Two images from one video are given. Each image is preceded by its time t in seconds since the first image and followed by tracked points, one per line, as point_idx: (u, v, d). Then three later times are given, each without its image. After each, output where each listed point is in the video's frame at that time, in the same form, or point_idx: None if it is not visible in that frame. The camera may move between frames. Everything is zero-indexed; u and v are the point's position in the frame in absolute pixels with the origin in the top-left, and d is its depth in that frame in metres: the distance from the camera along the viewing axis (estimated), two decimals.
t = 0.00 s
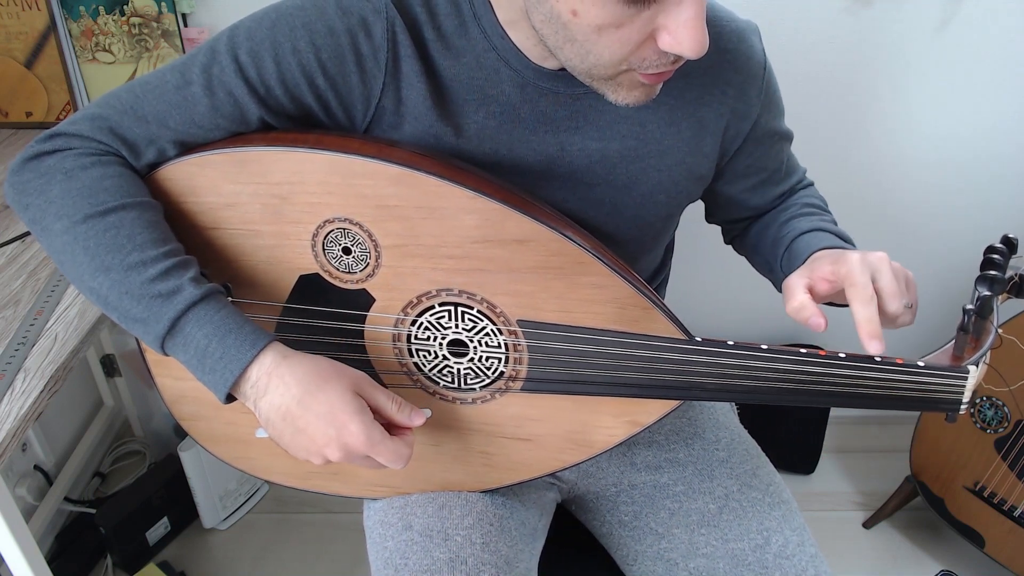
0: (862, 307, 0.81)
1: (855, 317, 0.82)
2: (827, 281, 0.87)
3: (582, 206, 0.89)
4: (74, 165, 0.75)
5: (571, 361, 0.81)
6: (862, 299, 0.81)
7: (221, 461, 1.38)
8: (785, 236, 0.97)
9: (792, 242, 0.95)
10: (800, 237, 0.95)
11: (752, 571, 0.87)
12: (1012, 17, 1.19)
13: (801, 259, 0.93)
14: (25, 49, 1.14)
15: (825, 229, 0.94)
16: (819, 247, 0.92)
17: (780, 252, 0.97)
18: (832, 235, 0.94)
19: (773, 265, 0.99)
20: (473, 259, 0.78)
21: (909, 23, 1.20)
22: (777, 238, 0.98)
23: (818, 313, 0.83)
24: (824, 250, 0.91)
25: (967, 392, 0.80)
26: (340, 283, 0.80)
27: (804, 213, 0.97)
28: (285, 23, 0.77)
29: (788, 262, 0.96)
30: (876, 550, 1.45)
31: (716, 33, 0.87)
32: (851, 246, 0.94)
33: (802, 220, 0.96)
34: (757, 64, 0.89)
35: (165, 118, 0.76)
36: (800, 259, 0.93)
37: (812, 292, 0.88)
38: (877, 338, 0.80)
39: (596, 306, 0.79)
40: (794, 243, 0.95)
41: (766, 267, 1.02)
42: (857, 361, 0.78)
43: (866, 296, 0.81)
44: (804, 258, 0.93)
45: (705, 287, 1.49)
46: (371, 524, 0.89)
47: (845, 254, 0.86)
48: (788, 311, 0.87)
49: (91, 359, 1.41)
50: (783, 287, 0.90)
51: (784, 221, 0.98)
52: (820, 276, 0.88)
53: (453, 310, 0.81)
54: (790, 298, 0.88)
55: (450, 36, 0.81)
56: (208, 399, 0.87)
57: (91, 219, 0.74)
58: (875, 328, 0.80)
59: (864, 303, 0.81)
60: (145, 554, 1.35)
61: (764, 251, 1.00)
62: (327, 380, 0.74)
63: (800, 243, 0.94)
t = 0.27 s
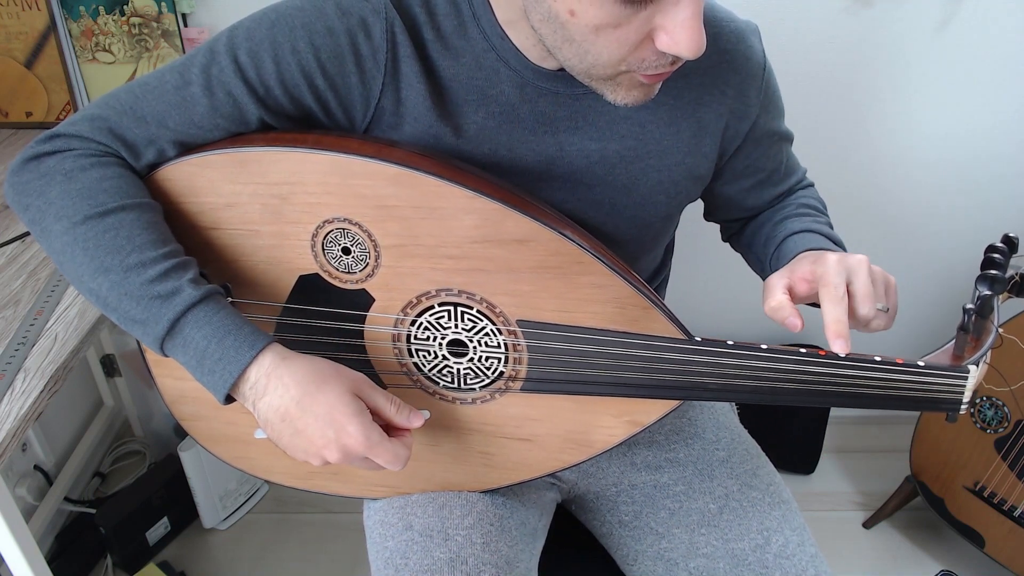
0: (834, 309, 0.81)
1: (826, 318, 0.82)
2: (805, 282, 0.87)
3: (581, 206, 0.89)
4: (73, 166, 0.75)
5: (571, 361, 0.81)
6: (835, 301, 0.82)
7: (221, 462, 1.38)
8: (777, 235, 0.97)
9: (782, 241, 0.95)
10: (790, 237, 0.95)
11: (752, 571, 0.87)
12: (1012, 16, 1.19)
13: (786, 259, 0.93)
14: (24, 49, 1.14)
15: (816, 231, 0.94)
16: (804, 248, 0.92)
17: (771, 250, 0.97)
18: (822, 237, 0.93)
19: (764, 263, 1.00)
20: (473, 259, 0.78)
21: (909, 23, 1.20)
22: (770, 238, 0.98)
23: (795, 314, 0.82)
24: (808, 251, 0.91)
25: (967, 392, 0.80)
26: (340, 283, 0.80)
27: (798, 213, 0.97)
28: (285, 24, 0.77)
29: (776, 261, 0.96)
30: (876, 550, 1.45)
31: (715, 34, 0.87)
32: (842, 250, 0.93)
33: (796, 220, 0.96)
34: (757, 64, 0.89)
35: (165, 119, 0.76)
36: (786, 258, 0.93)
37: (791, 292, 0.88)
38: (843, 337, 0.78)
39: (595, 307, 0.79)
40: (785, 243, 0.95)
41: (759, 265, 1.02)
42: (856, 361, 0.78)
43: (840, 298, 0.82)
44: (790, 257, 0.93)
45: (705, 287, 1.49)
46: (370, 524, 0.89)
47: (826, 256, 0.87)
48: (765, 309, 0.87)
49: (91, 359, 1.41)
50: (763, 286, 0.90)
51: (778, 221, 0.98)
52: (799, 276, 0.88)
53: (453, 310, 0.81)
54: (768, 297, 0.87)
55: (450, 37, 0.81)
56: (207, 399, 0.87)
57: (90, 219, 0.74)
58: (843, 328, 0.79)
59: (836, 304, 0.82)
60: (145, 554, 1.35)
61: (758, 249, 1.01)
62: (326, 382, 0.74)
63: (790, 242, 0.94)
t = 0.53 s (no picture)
0: (833, 308, 0.81)
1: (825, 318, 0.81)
2: (804, 280, 0.88)
3: (581, 206, 0.89)
4: (72, 167, 0.75)
5: (570, 362, 0.81)
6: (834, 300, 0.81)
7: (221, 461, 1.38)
8: (776, 235, 0.97)
9: (781, 241, 0.95)
10: (789, 236, 0.95)
11: (752, 571, 0.87)
12: (1011, 16, 1.19)
13: (785, 257, 0.94)
14: (24, 49, 1.14)
15: (815, 230, 0.94)
16: (803, 247, 0.92)
17: (769, 250, 0.97)
18: (821, 236, 0.93)
19: (763, 263, 1.00)
20: (472, 259, 0.78)
21: (908, 22, 1.20)
22: (769, 237, 0.98)
23: (794, 313, 0.82)
24: (807, 249, 0.91)
25: (966, 393, 0.80)
26: (339, 283, 0.80)
27: (798, 213, 0.97)
28: (284, 24, 0.77)
29: (775, 261, 0.96)
30: (876, 550, 1.45)
31: (714, 33, 0.87)
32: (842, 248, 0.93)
33: (795, 219, 0.96)
34: (756, 64, 0.89)
35: (164, 119, 0.76)
36: (785, 257, 0.94)
37: (790, 290, 0.88)
38: (842, 338, 0.78)
39: (595, 307, 0.79)
40: (783, 242, 0.95)
41: (757, 264, 1.02)
42: (856, 362, 0.78)
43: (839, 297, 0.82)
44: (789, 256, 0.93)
45: (705, 287, 1.49)
46: (370, 524, 0.89)
47: (825, 254, 0.87)
48: (764, 308, 0.86)
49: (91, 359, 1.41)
50: (762, 284, 0.90)
51: (777, 220, 0.98)
52: (798, 274, 0.88)
53: (452, 311, 0.81)
54: (767, 295, 0.87)
55: (449, 37, 0.81)
56: (207, 399, 0.87)
57: (89, 220, 0.74)
58: (842, 329, 0.78)
59: (835, 304, 0.81)
60: (145, 554, 1.35)
61: (757, 248, 1.01)
62: (325, 383, 0.74)
63: (788, 241, 0.94)
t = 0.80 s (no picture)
0: (832, 305, 0.81)
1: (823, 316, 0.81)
2: (804, 278, 0.88)
3: (580, 206, 0.89)
4: (71, 168, 0.76)
5: (569, 362, 0.81)
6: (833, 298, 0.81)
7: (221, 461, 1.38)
8: (775, 234, 0.97)
9: (780, 240, 0.96)
10: (787, 236, 0.95)
11: (752, 571, 0.87)
12: (1011, 16, 1.19)
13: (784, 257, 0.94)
14: (24, 49, 1.14)
15: (814, 229, 0.94)
16: (801, 246, 0.92)
17: (768, 249, 0.97)
18: (820, 235, 0.93)
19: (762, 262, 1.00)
20: (471, 259, 0.78)
21: (908, 22, 1.20)
22: (768, 236, 0.98)
23: (792, 310, 0.82)
24: (806, 249, 0.91)
25: (965, 394, 0.80)
26: (338, 283, 0.80)
27: (797, 212, 0.97)
28: (282, 24, 0.77)
29: (774, 260, 0.96)
30: (876, 550, 1.45)
31: (713, 33, 0.87)
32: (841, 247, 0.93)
33: (794, 218, 0.96)
34: (755, 64, 0.89)
35: (163, 120, 0.76)
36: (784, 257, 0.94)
37: (789, 288, 0.88)
38: (841, 336, 0.77)
39: (593, 308, 0.79)
40: (782, 241, 0.95)
41: (757, 263, 1.02)
42: (855, 362, 0.78)
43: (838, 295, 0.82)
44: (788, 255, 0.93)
45: (705, 287, 1.49)
46: (370, 524, 0.89)
47: (825, 252, 0.87)
48: (762, 304, 0.86)
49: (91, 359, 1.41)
50: (761, 281, 0.90)
51: (777, 220, 0.98)
52: (797, 272, 0.88)
53: (452, 311, 0.81)
54: (766, 292, 0.87)
55: (448, 37, 0.81)
56: (206, 399, 0.87)
57: (88, 222, 0.74)
58: (842, 327, 0.78)
59: (835, 302, 0.81)
60: (145, 554, 1.35)
61: (756, 248, 1.01)
62: (324, 384, 0.74)
63: (787, 240, 0.94)
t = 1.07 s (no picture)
0: (832, 307, 0.80)
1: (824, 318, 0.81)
2: (803, 280, 0.87)
3: (580, 207, 0.89)
4: (71, 168, 0.76)
5: (569, 363, 0.81)
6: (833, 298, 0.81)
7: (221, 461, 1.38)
8: (775, 234, 0.97)
9: (780, 240, 0.95)
10: (787, 236, 0.95)
11: (752, 571, 0.87)
12: (1011, 16, 1.19)
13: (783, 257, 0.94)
14: (24, 48, 1.14)
15: (814, 229, 0.94)
16: (801, 246, 0.92)
17: (768, 248, 0.97)
18: (819, 235, 0.93)
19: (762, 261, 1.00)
20: (471, 260, 0.78)
21: (908, 22, 1.20)
22: (767, 236, 0.98)
23: (792, 314, 0.82)
24: (806, 249, 0.91)
25: (965, 395, 0.80)
26: (338, 284, 0.80)
27: (797, 212, 0.97)
28: (282, 24, 0.77)
29: (773, 260, 0.96)
30: (876, 550, 1.45)
31: (713, 33, 0.87)
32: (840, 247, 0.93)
33: (794, 218, 0.96)
34: (755, 64, 0.89)
35: (162, 120, 0.76)
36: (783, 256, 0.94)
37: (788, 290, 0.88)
38: (842, 339, 0.77)
39: (593, 308, 0.79)
40: (781, 240, 0.95)
41: (756, 263, 1.02)
42: (855, 363, 0.78)
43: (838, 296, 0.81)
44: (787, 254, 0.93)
45: (705, 287, 1.49)
46: (370, 524, 0.89)
47: (825, 254, 0.87)
48: (761, 306, 0.86)
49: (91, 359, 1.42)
50: (760, 283, 0.89)
51: (776, 219, 0.98)
52: (796, 274, 0.88)
53: (451, 311, 0.81)
54: (766, 295, 0.87)
55: (447, 37, 0.81)
56: (206, 399, 0.87)
57: (88, 222, 0.74)
58: (842, 330, 0.78)
59: (835, 304, 0.81)
60: (145, 554, 1.35)
61: (756, 247, 1.01)
62: (324, 385, 0.74)
63: (786, 240, 0.94)
